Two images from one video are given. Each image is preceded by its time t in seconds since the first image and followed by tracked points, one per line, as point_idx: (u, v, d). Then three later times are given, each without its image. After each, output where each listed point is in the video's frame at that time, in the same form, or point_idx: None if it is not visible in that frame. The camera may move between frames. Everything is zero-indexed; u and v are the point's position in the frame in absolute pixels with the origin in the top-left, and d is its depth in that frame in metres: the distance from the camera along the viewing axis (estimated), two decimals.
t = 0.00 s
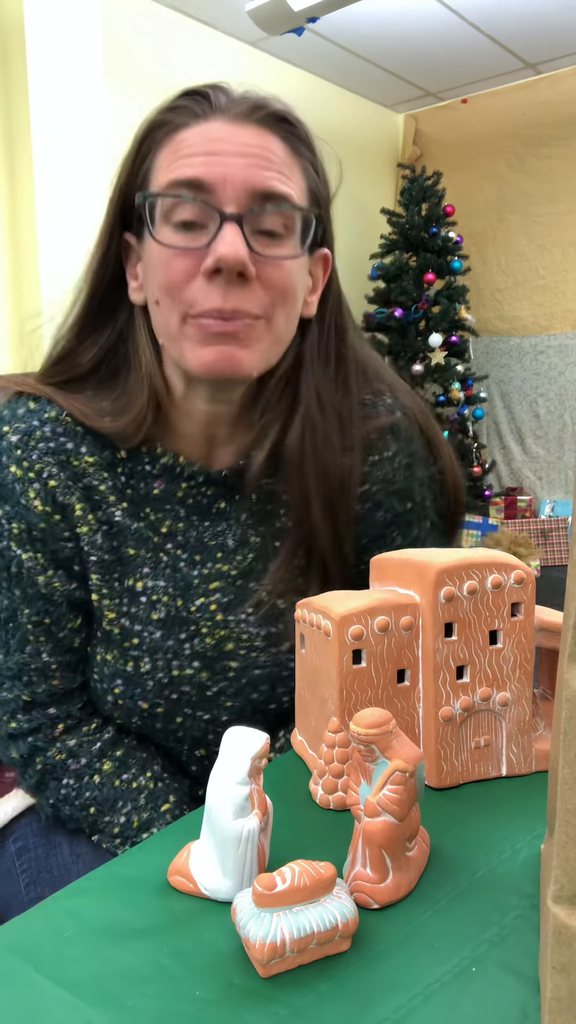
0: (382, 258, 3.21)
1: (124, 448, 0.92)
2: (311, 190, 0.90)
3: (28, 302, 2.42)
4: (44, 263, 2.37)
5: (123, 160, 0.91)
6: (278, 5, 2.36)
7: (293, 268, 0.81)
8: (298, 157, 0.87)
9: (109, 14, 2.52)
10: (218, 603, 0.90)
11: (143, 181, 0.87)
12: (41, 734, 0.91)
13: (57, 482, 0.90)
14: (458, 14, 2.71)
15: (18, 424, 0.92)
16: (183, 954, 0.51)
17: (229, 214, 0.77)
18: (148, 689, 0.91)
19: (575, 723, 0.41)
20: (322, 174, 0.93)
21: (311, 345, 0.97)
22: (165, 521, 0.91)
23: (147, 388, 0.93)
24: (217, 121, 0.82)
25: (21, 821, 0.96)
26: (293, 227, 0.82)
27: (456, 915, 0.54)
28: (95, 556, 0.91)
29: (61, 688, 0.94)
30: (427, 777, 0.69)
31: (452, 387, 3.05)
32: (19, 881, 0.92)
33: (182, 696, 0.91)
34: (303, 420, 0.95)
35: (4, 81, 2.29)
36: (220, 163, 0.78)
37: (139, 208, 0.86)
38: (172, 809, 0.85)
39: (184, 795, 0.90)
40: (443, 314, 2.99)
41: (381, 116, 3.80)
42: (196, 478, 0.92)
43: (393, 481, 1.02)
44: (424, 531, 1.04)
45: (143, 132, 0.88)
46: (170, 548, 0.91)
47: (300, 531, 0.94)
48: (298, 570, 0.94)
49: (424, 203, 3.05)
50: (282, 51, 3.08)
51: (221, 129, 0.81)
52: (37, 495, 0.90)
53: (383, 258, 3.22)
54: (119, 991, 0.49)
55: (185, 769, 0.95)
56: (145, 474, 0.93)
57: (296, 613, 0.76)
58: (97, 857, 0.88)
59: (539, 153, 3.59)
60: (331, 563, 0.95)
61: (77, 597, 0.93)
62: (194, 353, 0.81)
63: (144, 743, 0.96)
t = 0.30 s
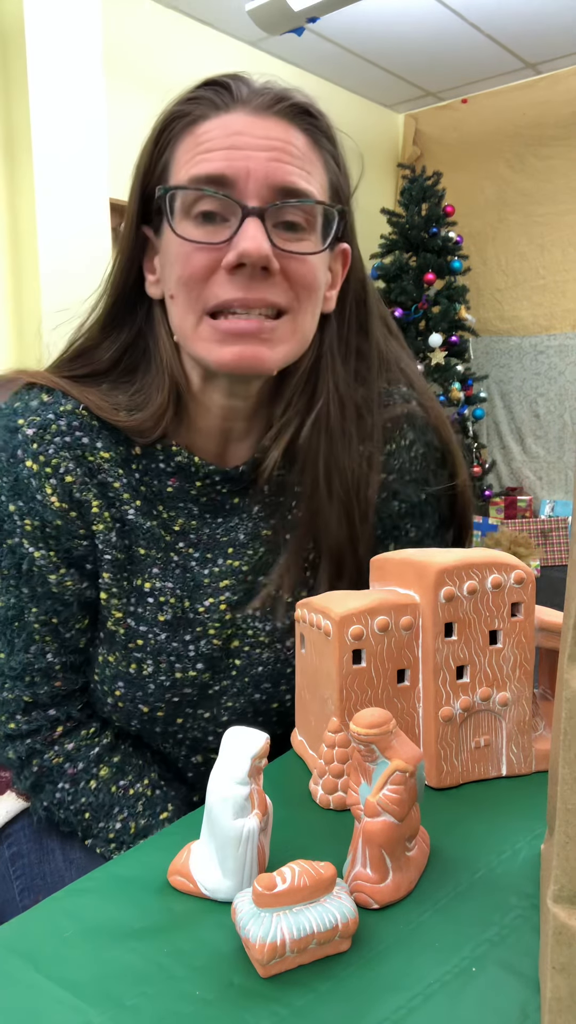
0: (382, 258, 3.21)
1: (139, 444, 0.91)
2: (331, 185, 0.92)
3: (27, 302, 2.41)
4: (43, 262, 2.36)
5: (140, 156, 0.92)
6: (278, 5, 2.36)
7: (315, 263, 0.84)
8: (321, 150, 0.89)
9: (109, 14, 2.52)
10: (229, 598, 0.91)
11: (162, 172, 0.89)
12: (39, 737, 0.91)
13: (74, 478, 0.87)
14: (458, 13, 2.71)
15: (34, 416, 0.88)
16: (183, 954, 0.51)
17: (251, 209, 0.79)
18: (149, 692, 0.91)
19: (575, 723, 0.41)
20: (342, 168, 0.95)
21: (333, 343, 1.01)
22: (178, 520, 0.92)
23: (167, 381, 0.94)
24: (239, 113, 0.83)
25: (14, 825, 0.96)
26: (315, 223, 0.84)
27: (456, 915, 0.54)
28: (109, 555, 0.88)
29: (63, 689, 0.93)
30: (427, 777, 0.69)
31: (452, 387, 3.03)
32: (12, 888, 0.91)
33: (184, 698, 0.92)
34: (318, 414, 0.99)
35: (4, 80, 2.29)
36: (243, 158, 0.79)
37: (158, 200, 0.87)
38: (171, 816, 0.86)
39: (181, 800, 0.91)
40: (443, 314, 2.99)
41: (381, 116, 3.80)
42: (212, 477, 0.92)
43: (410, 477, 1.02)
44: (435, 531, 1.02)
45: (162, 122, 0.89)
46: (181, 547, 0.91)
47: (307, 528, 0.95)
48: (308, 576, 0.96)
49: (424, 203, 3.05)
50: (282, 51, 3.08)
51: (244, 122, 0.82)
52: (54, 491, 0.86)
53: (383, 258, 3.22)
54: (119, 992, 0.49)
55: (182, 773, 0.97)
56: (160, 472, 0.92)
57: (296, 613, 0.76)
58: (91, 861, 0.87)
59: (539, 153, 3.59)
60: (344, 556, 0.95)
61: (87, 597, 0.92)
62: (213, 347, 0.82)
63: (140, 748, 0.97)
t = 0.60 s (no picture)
0: (382, 258, 3.21)
1: (147, 438, 0.92)
2: (333, 178, 0.92)
3: (27, 302, 2.41)
4: (44, 262, 2.36)
5: (142, 154, 0.93)
6: (278, 5, 2.36)
7: (318, 255, 0.83)
8: (322, 142, 0.89)
9: (110, 13, 2.52)
10: (234, 590, 0.90)
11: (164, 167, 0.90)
12: (45, 735, 0.91)
13: (82, 473, 0.86)
14: (458, 13, 2.71)
15: (41, 411, 0.88)
16: (183, 954, 0.51)
17: (253, 201, 0.79)
18: (157, 687, 0.91)
19: None
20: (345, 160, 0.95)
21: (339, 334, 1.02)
22: (186, 513, 0.93)
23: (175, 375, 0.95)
24: (240, 108, 0.84)
25: (17, 822, 0.95)
26: (316, 215, 0.84)
27: (457, 915, 0.54)
28: (115, 549, 0.88)
29: (69, 687, 0.93)
30: (427, 777, 0.69)
31: (452, 387, 2.95)
32: (15, 885, 0.93)
33: (192, 690, 0.92)
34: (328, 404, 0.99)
35: (4, 80, 2.29)
36: (245, 153, 0.80)
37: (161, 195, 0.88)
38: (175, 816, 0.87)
39: (184, 804, 0.92)
40: (443, 314, 3.00)
41: (381, 116, 3.81)
42: (220, 469, 0.93)
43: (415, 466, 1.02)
44: (436, 525, 1.03)
45: (164, 117, 0.90)
46: (189, 540, 0.92)
47: (317, 525, 0.95)
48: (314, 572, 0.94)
49: (424, 202, 3.04)
50: (282, 51, 3.08)
51: (245, 115, 0.82)
52: (62, 485, 0.86)
53: (383, 258, 3.23)
54: (120, 992, 0.49)
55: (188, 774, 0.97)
56: (167, 466, 0.93)
57: (296, 613, 0.76)
58: (94, 860, 0.88)
59: (539, 153, 3.59)
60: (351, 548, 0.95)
61: (94, 592, 0.91)
62: (218, 340, 0.82)
63: (144, 747, 0.98)
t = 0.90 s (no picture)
0: (382, 258, 3.21)
1: (140, 435, 0.93)
2: (325, 176, 0.92)
3: (27, 302, 2.42)
4: (44, 262, 2.36)
5: (134, 154, 0.94)
6: (278, 5, 2.36)
7: (311, 252, 0.84)
8: (312, 139, 0.90)
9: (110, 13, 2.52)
10: (228, 584, 0.90)
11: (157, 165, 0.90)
12: (41, 736, 0.91)
13: (75, 470, 0.86)
14: (458, 14, 2.71)
15: (34, 408, 0.88)
16: (182, 954, 0.51)
17: (246, 198, 0.79)
18: (152, 685, 0.90)
19: None
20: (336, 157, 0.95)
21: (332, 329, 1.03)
22: (180, 510, 0.93)
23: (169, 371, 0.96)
24: (232, 105, 0.84)
25: (16, 822, 0.95)
26: (308, 213, 0.84)
27: (457, 915, 0.54)
28: (109, 547, 0.87)
29: (66, 686, 0.93)
30: (427, 777, 0.69)
31: (452, 388, 2.95)
32: (13, 886, 0.93)
33: (187, 688, 0.91)
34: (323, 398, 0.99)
35: (4, 81, 2.29)
36: (237, 150, 0.79)
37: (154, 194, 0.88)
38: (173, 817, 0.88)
39: (182, 805, 0.92)
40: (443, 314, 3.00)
41: (381, 117, 3.81)
42: (215, 463, 0.94)
43: (410, 457, 1.02)
44: (430, 516, 1.03)
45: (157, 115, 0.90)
46: (184, 537, 0.92)
47: (312, 516, 0.96)
48: (310, 567, 0.94)
49: (424, 202, 3.04)
50: (281, 51, 3.08)
51: (237, 113, 0.82)
52: (55, 483, 0.86)
53: (383, 258, 3.23)
54: (119, 992, 0.49)
55: (185, 774, 0.97)
56: (162, 463, 0.94)
57: (296, 612, 0.76)
58: (91, 861, 0.88)
59: (539, 153, 3.59)
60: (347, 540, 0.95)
61: (89, 590, 0.91)
62: (212, 337, 0.82)
63: (141, 748, 0.98)
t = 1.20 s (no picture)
0: (381, 258, 3.21)
1: (137, 420, 0.93)
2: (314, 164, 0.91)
3: (28, 304, 2.42)
4: (44, 262, 2.37)
5: (125, 143, 0.94)
6: (278, 5, 2.36)
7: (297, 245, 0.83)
8: (301, 128, 0.88)
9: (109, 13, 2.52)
10: (223, 574, 0.91)
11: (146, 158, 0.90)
12: (36, 732, 0.91)
13: (71, 459, 0.87)
14: (458, 14, 2.71)
15: (30, 399, 0.89)
16: (182, 954, 0.51)
17: (231, 195, 0.79)
18: (148, 677, 0.91)
19: None
20: (326, 144, 0.94)
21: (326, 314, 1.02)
22: (177, 500, 0.93)
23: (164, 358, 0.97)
24: (217, 96, 0.83)
25: (12, 828, 0.96)
26: (295, 204, 0.83)
27: (456, 915, 0.54)
28: (104, 537, 0.88)
29: (61, 679, 0.93)
30: (427, 777, 0.69)
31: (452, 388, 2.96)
32: (11, 887, 0.92)
33: (183, 679, 0.92)
34: (316, 380, 0.99)
35: (5, 81, 2.29)
36: (220, 145, 0.79)
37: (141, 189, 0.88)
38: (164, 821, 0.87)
39: (174, 804, 0.92)
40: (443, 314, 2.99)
41: (381, 117, 3.82)
42: (212, 452, 0.94)
43: (409, 445, 1.00)
44: (427, 514, 1.01)
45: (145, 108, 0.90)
46: (180, 528, 0.93)
47: (307, 500, 0.95)
48: (305, 552, 0.93)
49: (424, 202, 3.04)
50: (281, 51, 3.08)
51: (222, 105, 0.82)
52: (50, 472, 0.87)
53: (383, 258, 3.23)
54: (119, 992, 0.49)
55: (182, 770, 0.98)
56: (158, 453, 0.93)
57: (296, 613, 0.76)
58: (88, 861, 0.88)
59: (539, 153, 3.58)
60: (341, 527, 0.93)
61: (84, 581, 0.91)
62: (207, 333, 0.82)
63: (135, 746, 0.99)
